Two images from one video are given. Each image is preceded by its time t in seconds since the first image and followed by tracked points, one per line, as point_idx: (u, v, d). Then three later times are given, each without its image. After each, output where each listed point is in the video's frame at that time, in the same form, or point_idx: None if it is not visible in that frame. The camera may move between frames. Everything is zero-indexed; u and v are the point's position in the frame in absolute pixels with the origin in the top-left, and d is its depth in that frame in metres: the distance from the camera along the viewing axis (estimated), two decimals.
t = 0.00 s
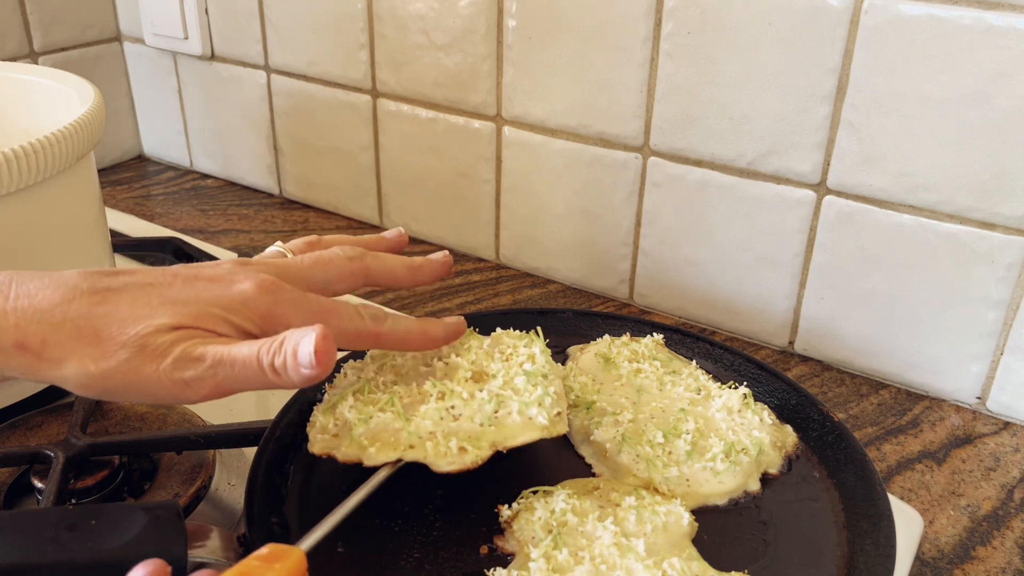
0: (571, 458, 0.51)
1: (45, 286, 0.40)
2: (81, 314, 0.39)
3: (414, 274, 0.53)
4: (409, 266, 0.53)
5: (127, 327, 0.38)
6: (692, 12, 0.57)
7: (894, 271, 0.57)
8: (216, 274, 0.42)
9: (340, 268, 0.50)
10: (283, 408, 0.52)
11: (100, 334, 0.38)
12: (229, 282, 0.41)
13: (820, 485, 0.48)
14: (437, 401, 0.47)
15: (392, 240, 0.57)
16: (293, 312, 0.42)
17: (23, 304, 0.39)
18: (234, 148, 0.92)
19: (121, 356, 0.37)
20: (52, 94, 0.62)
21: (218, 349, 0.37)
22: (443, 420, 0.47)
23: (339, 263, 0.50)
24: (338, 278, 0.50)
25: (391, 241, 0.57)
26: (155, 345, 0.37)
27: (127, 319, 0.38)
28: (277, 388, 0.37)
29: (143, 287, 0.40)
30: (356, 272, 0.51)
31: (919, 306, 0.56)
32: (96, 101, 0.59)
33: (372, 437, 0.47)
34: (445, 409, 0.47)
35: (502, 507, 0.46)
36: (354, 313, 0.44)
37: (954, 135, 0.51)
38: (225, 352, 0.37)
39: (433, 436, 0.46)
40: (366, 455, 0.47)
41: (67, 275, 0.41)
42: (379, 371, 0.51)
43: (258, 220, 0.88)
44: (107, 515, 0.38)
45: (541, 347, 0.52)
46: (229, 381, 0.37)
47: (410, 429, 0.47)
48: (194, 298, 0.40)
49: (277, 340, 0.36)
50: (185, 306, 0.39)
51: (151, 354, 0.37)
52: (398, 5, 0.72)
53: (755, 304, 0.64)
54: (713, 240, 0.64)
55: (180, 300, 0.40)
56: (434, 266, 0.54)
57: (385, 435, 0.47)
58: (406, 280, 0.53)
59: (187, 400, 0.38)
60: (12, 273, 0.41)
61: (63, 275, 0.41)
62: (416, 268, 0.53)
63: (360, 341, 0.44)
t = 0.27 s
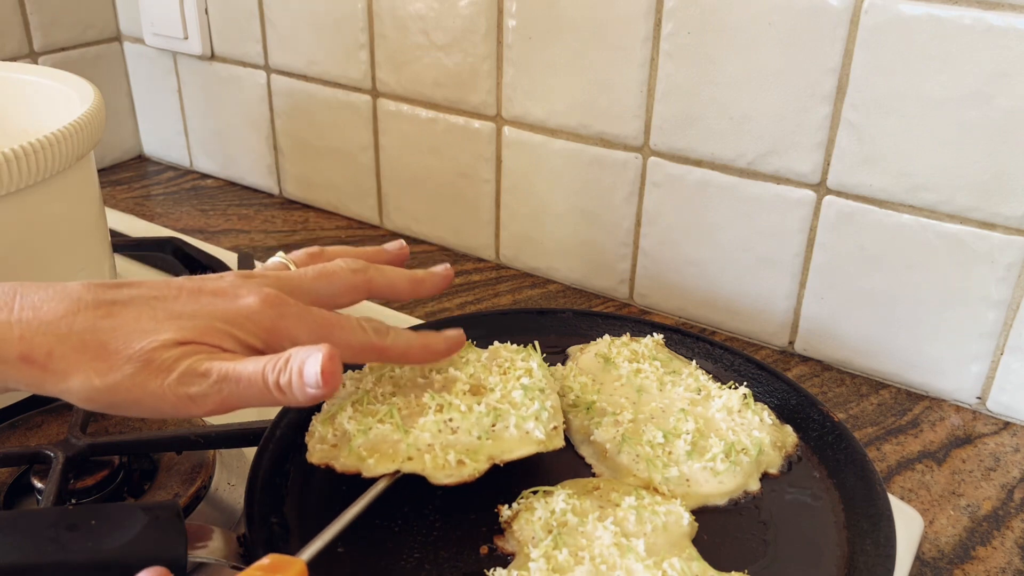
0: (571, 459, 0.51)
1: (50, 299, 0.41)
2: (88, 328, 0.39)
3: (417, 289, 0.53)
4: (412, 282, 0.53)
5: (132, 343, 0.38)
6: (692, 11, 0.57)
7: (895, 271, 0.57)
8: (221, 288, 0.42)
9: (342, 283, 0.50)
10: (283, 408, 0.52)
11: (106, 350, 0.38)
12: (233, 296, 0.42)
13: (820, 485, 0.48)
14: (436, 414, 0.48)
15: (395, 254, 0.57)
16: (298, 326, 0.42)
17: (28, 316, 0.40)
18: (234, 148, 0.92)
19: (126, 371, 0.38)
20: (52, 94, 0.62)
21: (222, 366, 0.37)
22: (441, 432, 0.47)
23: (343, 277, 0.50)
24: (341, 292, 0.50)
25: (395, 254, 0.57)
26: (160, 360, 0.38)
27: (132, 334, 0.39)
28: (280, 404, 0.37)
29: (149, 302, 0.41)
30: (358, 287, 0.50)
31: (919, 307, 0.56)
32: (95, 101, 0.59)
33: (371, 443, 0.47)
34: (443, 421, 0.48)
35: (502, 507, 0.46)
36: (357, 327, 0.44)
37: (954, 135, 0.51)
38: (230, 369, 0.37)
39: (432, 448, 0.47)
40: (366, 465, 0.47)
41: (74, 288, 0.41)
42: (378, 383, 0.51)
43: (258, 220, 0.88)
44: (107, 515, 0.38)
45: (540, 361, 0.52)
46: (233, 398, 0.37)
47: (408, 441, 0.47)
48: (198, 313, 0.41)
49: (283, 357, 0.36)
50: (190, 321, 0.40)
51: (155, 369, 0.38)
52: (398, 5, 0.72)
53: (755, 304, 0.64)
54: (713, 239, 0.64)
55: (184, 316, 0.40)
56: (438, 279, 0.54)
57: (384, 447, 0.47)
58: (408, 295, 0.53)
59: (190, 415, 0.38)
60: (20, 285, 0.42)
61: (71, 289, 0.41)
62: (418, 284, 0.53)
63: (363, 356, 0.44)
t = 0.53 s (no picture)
0: (571, 459, 0.51)
1: (95, 300, 0.39)
2: (137, 325, 0.38)
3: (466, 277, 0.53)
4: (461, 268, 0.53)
5: (181, 332, 0.37)
6: (692, 11, 0.57)
7: (895, 271, 0.57)
8: (267, 278, 0.41)
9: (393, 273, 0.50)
10: (283, 408, 0.52)
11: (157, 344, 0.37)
12: (283, 283, 0.41)
13: (820, 485, 0.48)
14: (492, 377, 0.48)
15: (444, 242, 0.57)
16: (352, 310, 0.42)
17: (76, 318, 0.38)
18: (234, 148, 0.92)
19: (178, 362, 0.36)
20: (52, 94, 0.62)
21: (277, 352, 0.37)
22: (499, 390, 0.47)
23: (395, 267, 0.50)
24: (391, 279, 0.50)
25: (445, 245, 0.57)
26: (213, 351, 0.37)
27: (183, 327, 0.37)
28: (336, 388, 0.37)
29: (197, 292, 0.39)
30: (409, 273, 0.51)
31: (919, 307, 0.56)
32: (96, 101, 0.59)
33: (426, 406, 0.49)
34: (499, 381, 0.47)
35: (502, 507, 0.47)
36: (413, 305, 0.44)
37: (954, 135, 0.51)
38: (286, 354, 0.36)
39: (490, 405, 0.46)
40: (424, 439, 0.49)
41: (119, 287, 0.40)
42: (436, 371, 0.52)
43: (258, 220, 0.88)
44: (107, 516, 0.38)
45: (589, 307, 0.47)
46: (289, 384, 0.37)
47: (464, 407, 0.48)
48: (248, 301, 0.39)
49: (342, 337, 0.36)
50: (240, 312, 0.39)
51: (209, 359, 0.36)
52: (398, 5, 0.72)
53: (755, 304, 0.64)
54: (714, 239, 0.64)
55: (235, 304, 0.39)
56: (488, 267, 0.54)
57: (440, 418, 0.49)
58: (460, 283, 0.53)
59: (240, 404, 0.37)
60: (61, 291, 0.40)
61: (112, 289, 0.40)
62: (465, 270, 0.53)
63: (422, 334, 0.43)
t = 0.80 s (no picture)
0: (572, 459, 0.51)
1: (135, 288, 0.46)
2: (174, 305, 0.44)
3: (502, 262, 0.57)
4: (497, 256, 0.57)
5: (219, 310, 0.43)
6: (692, 11, 0.57)
7: (896, 271, 0.56)
8: (308, 273, 0.48)
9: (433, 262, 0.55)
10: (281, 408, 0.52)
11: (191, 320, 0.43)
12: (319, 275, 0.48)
13: (821, 486, 0.48)
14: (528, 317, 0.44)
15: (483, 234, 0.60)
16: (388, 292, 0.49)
17: (117, 299, 0.45)
18: (234, 148, 0.92)
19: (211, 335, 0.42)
20: (53, 92, 0.62)
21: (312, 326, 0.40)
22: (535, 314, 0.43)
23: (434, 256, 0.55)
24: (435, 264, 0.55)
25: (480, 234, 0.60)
26: (242, 325, 0.42)
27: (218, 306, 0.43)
28: (375, 359, 0.38)
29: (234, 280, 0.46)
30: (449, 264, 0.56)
31: (920, 307, 0.56)
32: (95, 100, 0.59)
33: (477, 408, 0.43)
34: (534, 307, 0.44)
35: (502, 507, 0.46)
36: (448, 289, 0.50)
37: (955, 135, 0.51)
38: (321, 324, 0.39)
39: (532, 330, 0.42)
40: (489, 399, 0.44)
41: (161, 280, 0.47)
42: (464, 375, 0.57)
43: (257, 219, 0.87)
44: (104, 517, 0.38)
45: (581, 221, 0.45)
46: (326, 361, 0.39)
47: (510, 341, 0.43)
48: (284, 285, 0.46)
49: (378, 302, 0.37)
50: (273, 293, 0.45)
51: (242, 331, 0.41)
52: (398, 5, 0.72)
53: (755, 304, 0.64)
54: (714, 240, 0.64)
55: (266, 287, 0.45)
56: (519, 250, 0.58)
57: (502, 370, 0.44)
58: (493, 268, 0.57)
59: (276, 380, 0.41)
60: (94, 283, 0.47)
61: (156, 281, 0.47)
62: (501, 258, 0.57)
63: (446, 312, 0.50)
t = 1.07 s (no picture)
0: (572, 459, 0.51)
1: (126, 326, 0.47)
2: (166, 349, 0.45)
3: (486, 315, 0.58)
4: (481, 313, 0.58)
5: (212, 358, 0.44)
6: (692, 11, 0.57)
7: (895, 271, 0.56)
8: (302, 322, 0.49)
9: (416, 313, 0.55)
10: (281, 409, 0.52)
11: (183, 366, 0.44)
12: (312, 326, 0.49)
13: (821, 486, 0.47)
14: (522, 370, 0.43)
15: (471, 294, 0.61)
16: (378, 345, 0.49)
17: (106, 337, 0.46)
18: (233, 148, 0.92)
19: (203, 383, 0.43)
20: (53, 93, 0.62)
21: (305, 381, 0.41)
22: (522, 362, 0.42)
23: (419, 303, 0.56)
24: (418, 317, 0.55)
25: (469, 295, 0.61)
26: (235, 373, 0.43)
27: (211, 354, 0.44)
28: (367, 415, 0.40)
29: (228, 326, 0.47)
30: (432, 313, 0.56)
31: (920, 307, 0.56)
32: (95, 100, 0.59)
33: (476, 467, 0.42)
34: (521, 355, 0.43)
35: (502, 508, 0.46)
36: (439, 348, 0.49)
37: (955, 135, 0.51)
38: (313, 379, 0.41)
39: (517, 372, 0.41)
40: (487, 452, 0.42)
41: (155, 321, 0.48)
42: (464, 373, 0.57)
43: (257, 219, 0.87)
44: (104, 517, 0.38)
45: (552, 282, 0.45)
46: (316, 413, 0.41)
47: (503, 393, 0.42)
48: (276, 333, 0.47)
49: (369, 360, 0.39)
50: (264, 341, 0.46)
51: (234, 381, 0.42)
52: (398, 5, 0.72)
53: (756, 305, 0.64)
54: (714, 240, 0.64)
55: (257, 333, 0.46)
56: (503, 306, 0.58)
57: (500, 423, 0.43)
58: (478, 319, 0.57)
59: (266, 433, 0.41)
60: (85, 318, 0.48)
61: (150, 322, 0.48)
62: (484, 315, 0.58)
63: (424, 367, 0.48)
